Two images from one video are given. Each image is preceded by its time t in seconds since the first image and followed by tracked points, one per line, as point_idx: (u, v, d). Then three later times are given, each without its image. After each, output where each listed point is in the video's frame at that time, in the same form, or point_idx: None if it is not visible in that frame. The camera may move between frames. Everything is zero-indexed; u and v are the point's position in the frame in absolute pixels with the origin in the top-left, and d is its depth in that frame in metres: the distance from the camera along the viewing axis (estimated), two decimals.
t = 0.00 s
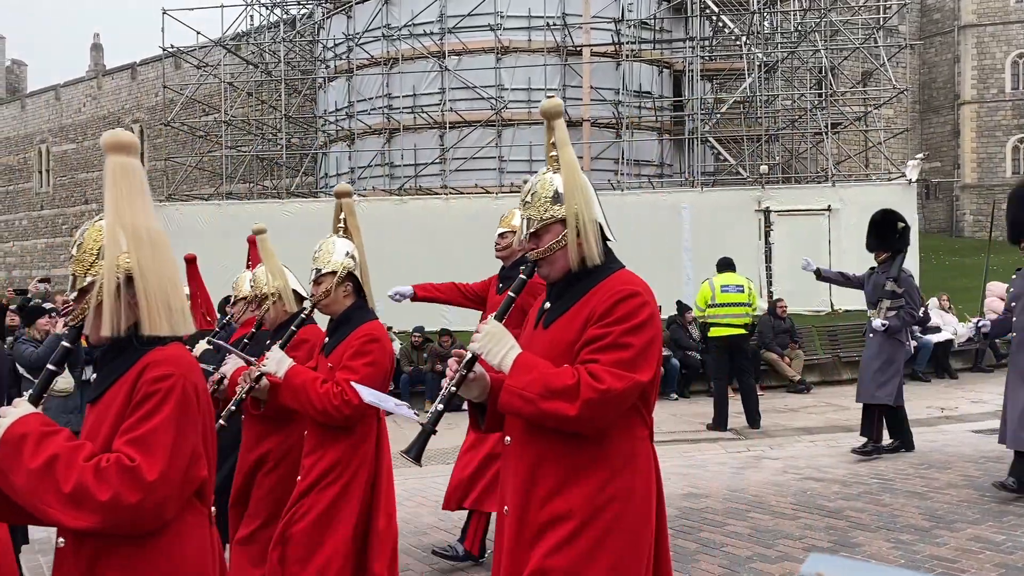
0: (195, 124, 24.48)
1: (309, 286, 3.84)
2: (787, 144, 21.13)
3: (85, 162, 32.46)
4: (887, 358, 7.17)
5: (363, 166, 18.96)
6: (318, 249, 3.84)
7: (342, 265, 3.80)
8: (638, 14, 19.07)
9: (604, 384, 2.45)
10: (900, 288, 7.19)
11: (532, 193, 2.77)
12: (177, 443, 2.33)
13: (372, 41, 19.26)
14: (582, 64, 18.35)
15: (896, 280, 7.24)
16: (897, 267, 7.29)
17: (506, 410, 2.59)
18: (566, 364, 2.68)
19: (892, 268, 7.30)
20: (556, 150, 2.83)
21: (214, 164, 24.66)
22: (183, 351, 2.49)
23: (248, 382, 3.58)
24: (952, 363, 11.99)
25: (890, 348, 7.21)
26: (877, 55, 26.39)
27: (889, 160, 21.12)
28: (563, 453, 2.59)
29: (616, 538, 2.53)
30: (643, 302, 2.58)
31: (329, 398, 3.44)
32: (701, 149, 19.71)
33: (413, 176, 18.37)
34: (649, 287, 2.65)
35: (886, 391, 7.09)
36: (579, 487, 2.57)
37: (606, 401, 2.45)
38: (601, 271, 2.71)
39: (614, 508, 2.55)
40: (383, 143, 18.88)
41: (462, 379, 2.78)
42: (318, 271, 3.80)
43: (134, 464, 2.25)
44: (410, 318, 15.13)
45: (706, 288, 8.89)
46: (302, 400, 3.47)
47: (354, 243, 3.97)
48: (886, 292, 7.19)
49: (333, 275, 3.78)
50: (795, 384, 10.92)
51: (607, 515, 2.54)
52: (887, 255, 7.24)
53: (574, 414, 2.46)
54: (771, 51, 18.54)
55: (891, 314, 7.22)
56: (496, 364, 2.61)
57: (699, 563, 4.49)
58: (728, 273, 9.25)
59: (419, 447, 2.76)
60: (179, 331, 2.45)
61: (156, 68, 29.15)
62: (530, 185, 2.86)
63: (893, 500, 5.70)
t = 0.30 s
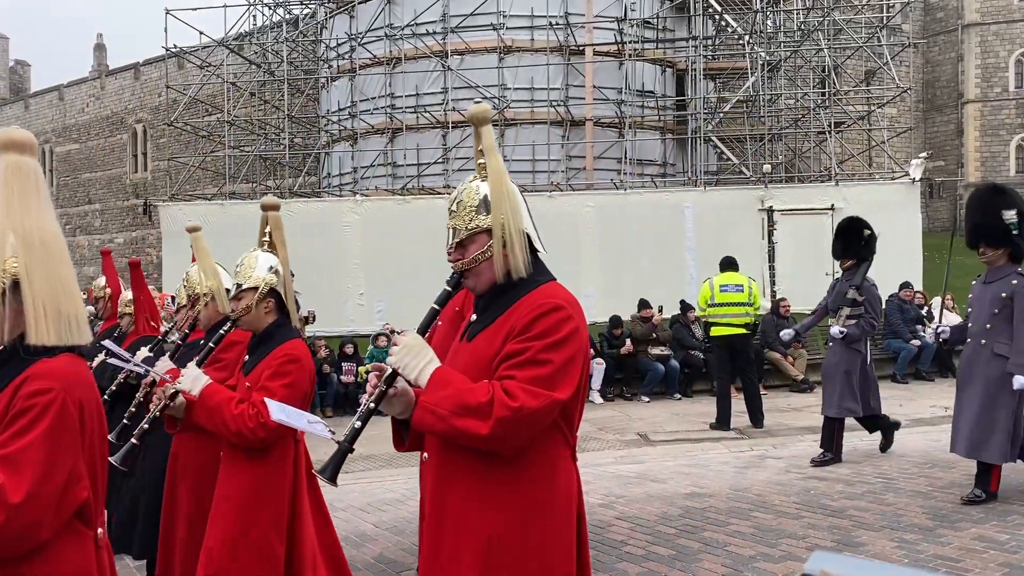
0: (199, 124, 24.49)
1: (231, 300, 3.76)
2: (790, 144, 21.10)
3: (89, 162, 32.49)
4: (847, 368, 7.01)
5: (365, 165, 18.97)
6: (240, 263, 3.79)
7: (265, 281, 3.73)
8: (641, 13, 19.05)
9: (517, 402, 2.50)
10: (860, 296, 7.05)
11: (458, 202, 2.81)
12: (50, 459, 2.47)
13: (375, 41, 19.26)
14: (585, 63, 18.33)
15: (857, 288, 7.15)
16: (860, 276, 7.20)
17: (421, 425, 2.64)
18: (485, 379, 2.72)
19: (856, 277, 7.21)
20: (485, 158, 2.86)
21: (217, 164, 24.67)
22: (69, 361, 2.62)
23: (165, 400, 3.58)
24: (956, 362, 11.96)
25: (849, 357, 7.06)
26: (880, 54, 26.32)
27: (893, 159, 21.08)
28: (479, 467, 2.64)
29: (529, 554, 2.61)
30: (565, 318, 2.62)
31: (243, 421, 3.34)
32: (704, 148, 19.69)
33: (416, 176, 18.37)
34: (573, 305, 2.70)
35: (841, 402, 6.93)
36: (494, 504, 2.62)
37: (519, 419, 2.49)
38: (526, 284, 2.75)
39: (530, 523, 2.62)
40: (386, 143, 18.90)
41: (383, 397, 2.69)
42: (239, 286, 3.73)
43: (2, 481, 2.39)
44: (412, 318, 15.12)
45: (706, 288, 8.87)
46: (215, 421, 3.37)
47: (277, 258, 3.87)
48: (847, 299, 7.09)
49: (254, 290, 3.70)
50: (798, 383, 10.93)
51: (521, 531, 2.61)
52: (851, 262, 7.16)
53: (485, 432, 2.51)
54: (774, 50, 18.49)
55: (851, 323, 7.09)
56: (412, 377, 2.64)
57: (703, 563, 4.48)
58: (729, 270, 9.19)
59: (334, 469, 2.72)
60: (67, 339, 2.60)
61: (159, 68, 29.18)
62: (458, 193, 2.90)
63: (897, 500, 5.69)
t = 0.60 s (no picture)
0: (201, 124, 24.51)
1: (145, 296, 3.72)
2: (793, 142, 21.09)
3: (91, 161, 32.52)
4: (817, 364, 6.86)
5: (368, 165, 18.99)
6: (152, 258, 3.71)
7: (176, 275, 3.67)
8: (643, 12, 19.06)
9: (424, 397, 2.44)
10: (822, 292, 6.91)
11: (374, 194, 2.77)
12: None
13: (377, 40, 19.26)
14: (587, 62, 18.31)
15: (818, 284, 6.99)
16: (821, 271, 7.04)
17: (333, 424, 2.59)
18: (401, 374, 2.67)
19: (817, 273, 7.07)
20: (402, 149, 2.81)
21: (220, 164, 24.70)
22: None
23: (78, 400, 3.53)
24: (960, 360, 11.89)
25: (819, 354, 6.89)
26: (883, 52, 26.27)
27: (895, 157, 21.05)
28: (397, 461, 2.61)
29: (447, 550, 2.56)
30: (477, 310, 2.56)
31: (151, 416, 3.37)
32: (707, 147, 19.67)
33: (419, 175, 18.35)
34: (490, 298, 2.63)
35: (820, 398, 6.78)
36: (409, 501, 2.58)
37: (427, 415, 2.44)
38: (443, 277, 2.68)
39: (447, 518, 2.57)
40: (388, 142, 18.94)
41: (294, 393, 2.71)
42: (152, 281, 3.67)
43: None
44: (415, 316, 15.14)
45: (708, 287, 8.89)
46: (125, 417, 3.41)
47: (191, 253, 3.80)
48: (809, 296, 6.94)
49: (166, 284, 3.65)
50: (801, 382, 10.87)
51: (438, 527, 2.56)
52: (812, 260, 7.01)
53: (393, 428, 2.46)
54: (777, 48, 18.45)
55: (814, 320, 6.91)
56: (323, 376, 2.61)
57: (707, 562, 4.48)
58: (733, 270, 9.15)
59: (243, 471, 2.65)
60: None
61: (161, 68, 29.23)
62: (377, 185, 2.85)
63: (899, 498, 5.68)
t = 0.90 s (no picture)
0: (204, 123, 24.53)
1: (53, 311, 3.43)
2: (795, 140, 21.07)
3: (94, 161, 32.58)
4: (772, 372, 6.75)
5: (370, 164, 19.02)
6: (63, 273, 3.46)
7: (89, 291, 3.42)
8: (645, 10, 19.06)
9: (316, 425, 2.22)
10: (779, 298, 6.80)
11: (275, 210, 2.50)
12: None
13: (379, 39, 19.28)
14: (589, 60, 18.32)
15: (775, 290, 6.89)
16: (779, 277, 6.96)
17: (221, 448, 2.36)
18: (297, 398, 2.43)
19: (775, 279, 6.98)
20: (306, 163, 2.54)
21: (222, 163, 24.74)
22: None
23: None
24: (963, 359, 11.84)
25: (774, 361, 6.78)
26: (886, 50, 26.20)
27: (898, 156, 21.01)
28: (288, 492, 2.36)
29: None
30: (379, 332, 2.33)
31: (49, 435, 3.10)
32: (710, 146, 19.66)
33: (421, 174, 18.35)
34: (391, 319, 2.40)
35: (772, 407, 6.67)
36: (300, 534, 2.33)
37: (317, 444, 2.22)
38: (347, 298, 2.43)
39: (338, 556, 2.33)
40: (390, 142, 18.97)
41: (192, 415, 2.41)
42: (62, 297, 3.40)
43: None
44: (417, 314, 15.15)
45: (712, 286, 8.92)
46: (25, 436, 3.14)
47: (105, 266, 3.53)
48: (765, 302, 6.83)
49: (77, 301, 3.39)
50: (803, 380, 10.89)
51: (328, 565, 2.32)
52: (769, 266, 6.98)
53: (284, 458, 2.23)
54: (779, 46, 18.42)
55: (769, 325, 6.80)
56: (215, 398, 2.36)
57: (710, 561, 4.49)
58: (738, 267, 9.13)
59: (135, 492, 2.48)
60: None
61: (164, 67, 29.27)
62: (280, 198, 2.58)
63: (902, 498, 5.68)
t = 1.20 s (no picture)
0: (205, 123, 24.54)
1: None
2: (798, 138, 21.05)
3: (96, 161, 32.61)
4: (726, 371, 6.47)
5: (372, 163, 19.03)
6: None
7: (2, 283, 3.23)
8: (646, 9, 19.05)
9: (207, 417, 2.25)
10: (740, 297, 6.53)
11: (172, 202, 2.53)
12: None
13: (381, 38, 19.27)
14: (591, 59, 18.30)
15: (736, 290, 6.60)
16: (739, 276, 6.68)
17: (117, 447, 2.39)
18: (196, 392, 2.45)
19: (736, 277, 6.68)
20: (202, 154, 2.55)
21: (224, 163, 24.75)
22: None
23: None
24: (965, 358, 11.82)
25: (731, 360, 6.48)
26: (888, 48, 26.14)
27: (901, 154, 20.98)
28: (189, 486, 2.39)
29: None
30: (272, 322, 2.36)
31: None
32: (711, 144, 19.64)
33: (423, 174, 18.34)
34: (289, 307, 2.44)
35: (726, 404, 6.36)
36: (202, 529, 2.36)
37: (210, 437, 2.25)
38: (243, 289, 2.46)
39: (239, 547, 2.36)
40: (392, 141, 18.96)
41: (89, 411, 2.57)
42: None
43: None
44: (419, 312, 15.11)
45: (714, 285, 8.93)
46: None
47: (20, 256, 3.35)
48: (725, 301, 6.56)
49: None
50: (805, 379, 10.90)
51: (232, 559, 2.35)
52: (729, 264, 6.72)
53: (175, 453, 2.26)
54: (781, 45, 18.41)
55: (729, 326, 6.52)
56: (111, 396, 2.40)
57: (713, 559, 4.49)
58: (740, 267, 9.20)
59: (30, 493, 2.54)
60: None
61: (165, 67, 29.29)
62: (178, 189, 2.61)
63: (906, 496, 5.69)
